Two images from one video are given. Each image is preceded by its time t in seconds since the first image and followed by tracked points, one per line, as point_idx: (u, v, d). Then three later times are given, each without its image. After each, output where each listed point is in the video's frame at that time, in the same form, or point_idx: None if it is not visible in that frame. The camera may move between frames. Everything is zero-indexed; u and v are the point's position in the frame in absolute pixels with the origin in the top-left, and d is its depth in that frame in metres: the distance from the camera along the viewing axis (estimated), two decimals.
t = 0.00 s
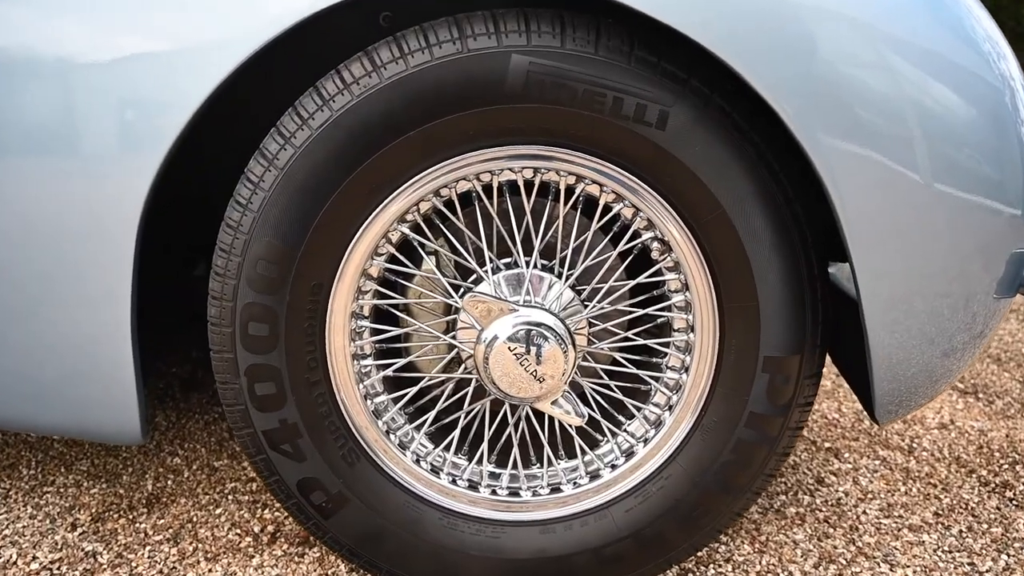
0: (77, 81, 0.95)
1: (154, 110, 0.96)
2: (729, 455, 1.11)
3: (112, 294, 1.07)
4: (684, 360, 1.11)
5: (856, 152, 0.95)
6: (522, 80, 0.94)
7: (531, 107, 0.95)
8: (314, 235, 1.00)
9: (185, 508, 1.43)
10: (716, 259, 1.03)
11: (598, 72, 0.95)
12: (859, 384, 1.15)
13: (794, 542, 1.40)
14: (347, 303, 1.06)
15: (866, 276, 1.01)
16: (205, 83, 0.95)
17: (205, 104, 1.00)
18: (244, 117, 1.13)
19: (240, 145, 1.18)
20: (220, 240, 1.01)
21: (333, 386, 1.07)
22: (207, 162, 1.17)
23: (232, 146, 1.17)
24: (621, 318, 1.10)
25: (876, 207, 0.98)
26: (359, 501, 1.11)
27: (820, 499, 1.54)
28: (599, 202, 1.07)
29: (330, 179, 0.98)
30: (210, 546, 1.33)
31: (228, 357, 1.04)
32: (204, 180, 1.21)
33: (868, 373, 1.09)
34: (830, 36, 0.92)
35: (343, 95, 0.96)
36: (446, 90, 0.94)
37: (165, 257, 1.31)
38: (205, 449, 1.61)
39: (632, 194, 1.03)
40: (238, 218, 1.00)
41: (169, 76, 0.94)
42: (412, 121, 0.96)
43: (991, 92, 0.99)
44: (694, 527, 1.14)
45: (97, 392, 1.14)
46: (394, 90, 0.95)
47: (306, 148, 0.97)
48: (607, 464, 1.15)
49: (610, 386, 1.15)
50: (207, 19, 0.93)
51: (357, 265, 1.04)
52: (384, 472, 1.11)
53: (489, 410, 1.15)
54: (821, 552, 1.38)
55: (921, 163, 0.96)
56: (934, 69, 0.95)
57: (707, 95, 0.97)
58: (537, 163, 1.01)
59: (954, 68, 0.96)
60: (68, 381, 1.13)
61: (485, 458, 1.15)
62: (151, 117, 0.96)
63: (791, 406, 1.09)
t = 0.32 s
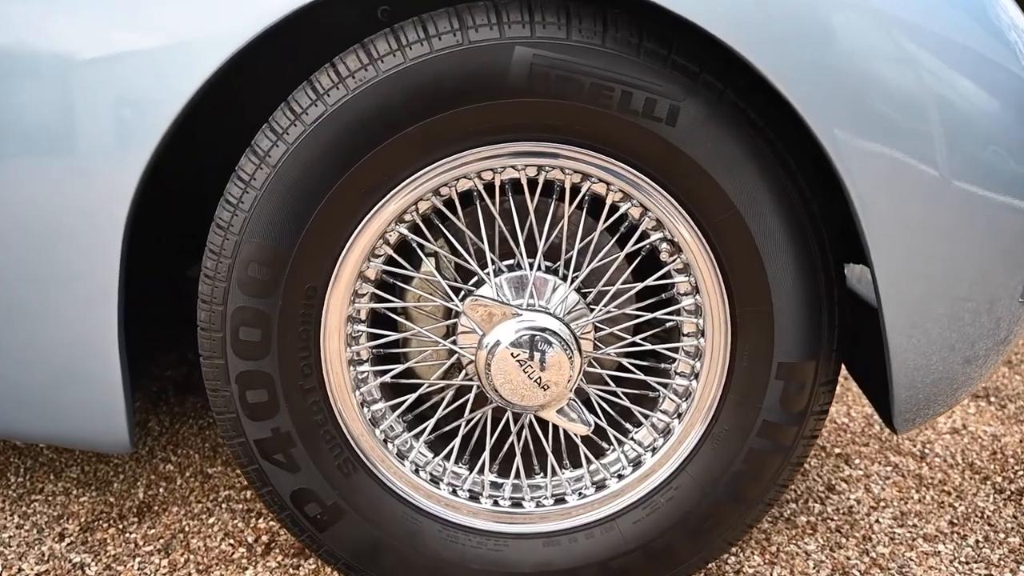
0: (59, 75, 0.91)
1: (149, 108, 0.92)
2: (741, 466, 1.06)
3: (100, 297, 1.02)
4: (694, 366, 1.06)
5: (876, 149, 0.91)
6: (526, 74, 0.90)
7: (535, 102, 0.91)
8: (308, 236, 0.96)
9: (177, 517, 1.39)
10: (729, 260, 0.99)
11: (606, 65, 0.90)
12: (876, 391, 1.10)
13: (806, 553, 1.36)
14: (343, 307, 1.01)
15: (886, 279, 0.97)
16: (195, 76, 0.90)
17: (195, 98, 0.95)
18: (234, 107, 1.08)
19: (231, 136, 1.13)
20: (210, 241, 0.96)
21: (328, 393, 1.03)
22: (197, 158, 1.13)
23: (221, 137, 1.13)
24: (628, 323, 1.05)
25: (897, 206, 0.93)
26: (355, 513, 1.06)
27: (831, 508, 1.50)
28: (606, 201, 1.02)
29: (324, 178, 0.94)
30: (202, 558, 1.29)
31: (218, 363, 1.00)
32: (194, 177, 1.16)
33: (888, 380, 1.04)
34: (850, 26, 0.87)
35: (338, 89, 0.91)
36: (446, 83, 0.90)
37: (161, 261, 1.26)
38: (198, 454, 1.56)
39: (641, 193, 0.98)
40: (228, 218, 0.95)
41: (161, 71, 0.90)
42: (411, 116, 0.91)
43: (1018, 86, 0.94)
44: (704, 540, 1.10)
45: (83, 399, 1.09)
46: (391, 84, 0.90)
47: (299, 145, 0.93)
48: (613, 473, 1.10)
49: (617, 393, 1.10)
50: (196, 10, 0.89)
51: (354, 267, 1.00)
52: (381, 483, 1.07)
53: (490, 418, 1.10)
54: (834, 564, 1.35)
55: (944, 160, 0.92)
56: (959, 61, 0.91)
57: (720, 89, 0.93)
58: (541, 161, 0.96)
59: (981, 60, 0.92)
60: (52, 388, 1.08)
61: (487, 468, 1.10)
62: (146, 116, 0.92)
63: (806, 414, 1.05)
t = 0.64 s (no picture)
0: (41, 68, 0.86)
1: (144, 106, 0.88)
2: (755, 477, 1.02)
3: (86, 301, 0.98)
4: (705, 373, 1.01)
5: (900, 146, 0.86)
6: (531, 66, 0.85)
7: (541, 96, 0.86)
8: (302, 237, 0.91)
9: (169, 527, 1.35)
10: (743, 263, 0.95)
11: (615, 57, 0.85)
12: (896, 399, 1.05)
13: (819, 564, 1.33)
14: (339, 311, 0.97)
15: (909, 282, 0.92)
16: (184, 70, 0.86)
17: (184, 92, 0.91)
18: (224, 98, 1.04)
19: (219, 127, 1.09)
20: (200, 242, 0.92)
21: (324, 401, 0.98)
22: (186, 153, 1.08)
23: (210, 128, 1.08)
24: (637, 328, 1.01)
25: (923, 205, 0.89)
26: (352, 526, 1.02)
27: (844, 517, 1.45)
28: (614, 201, 0.98)
29: (319, 176, 0.89)
30: (194, 570, 1.26)
31: (209, 369, 0.95)
32: (182, 173, 1.11)
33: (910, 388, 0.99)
34: (875, 14, 0.82)
35: (334, 82, 0.87)
36: (447, 76, 0.85)
37: (156, 264, 1.21)
38: (192, 461, 1.51)
39: (651, 191, 0.94)
40: (218, 218, 0.91)
41: (152, 66, 0.86)
42: (410, 112, 0.87)
43: None
44: (716, 553, 1.06)
45: (68, 406, 1.05)
46: (389, 77, 0.86)
47: (292, 141, 0.88)
48: (621, 484, 1.05)
49: (625, 400, 1.05)
50: None
51: (350, 269, 0.95)
52: (379, 494, 1.02)
53: (493, 426, 1.05)
54: None
55: (973, 158, 0.87)
56: (989, 52, 0.86)
57: (735, 83, 0.88)
58: (546, 158, 0.92)
59: (1014, 50, 0.86)
60: (36, 395, 1.04)
61: (489, 478, 1.05)
62: (141, 114, 0.87)
63: (823, 423, 1.00)
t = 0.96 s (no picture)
0: (21, 59, 0.82)
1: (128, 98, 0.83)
2: (769, 489, 0.97)
3: (68, 307, 0.93)
4: (718, 379, 0.97)
5: (926, 141, 0.82)
6: (536, 57, 0.81)
7: (547, 89, 0.82)
8: (295, 237, 0.87)
9: (160, 538, 1.30)
10: (758, 264, 0.90)
11: (625, 47, 0.81)
12: (916, 408, 1.00)
13: None
14: (335, 315, 0.92)
15: (935, 286, 0.87)
16: (169, 61, 0.81)
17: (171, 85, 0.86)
18: (212, 95, 0.98)
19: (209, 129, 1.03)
20: (188, 243, 0.87)
21: (318, 409, 0.94)
22: (175, 150, 1.03)
23: (200, 132, 1.02)
24: (647, 332, 0.96)
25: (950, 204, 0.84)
26: (348, 539, 0.98)
27: (858, 526, 1.40)
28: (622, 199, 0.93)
29: (313, 173, 0.85)
30: None
31: (198, 377, 0.91)
32: (169, 173, 1.06)
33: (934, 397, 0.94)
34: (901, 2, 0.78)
35: (328, 75, 0.82)
36: (447, 68, 0.81)
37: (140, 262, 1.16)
38: (185, 468, 1.46)
39: (661, 190, 0.89)
40: (207, 218, 0.86)
41: (137, 56, 0.81)
42: (409, 105, 0.82)
43: None
44: (728, 568, 1.01)
45: (51, 416, 1.00)
46: (386, 69, 0.81)
47: (284, 136, 0.84)
48: (629, 495, 1.01)
49: (634, 408, 1.01)
50: None
51: (346, 271, 0.91)
52: (377, 506, 0.98)
53: (495, 435, 1.01)
54: None
55: (1002, 153, 0.82)
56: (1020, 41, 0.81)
57: (751, 74, 0.83)
58: (551, 154, 0.87)
59: None
60: (17, 403, 0.99)
61: (491, 490, 1.01)
62: (126, 107, 0.83)
63: (842, 432, 0.96)
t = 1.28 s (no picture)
0: None
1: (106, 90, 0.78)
2: (782, 501, 0.93)
3: (47, 314, 0.88)
4: (729, 387, 0.92)
5: (952, 136, 0.77)
6: (538, 46, 0.76)
7: (550, 80, 0.77)
8: (284, 237, 0.82)
9: (148, 549, 1.26)
10: (772, 266, 0.85)
11: (633, 36, 0.76)
12: (936, 416, 0.95)
13: None
14: (327, 319, 0.88)
15: (962, 290, 0.82)
16: (150, 51, 0.76)
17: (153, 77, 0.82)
18: (197, 89, 0.94)
19: (192, 125, 0.98)
20: (172, 243, 0.83)
21: (310, 418, 0.89)
22: (157, 146, 0.98)
23: (181, 126, 0.98)
24: (654, 337, 0.91)
25: (977, 204, 0.79)
26: (341, 553, 0.94)
27: (870, 537, 1.36)
28: (629, 197, 0.88)
29: (303, 170, 0.81)
30: None
31: (183, 384, 0.86)
32: (153, 169, 1.02)
33: (958, 408, 0.89)
34: None
35: (318, 65, 0.78)
36: (445, 57, 0.76)
37: (135, 271, 1.12)
38: (176, 474, 1.42)
39: (671, 188, 0.84)
40: (191, 217, 0.82)
41: (117, 46, 0.76)
42: (403, 96, 0.78)
43: None
44: None
45: (30, 426, 0.96)
46: (379, 58, 0.77)
47: (272, 131, 0.79)
48: (636, 507, 0.96)
49: (641, 416, 0.96)
50: None
51: (338, 272, 0.86)
52: (371, 519, 0.93)
53: (496, 444, 0.96)
54: None
55: None
56: None
57: (765, 64, 0.79)
58: (554, 149, 0.83)
59: None
60: None
61: (491, 501, 0.96)
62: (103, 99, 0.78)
63: (860, 443, 0.91)
